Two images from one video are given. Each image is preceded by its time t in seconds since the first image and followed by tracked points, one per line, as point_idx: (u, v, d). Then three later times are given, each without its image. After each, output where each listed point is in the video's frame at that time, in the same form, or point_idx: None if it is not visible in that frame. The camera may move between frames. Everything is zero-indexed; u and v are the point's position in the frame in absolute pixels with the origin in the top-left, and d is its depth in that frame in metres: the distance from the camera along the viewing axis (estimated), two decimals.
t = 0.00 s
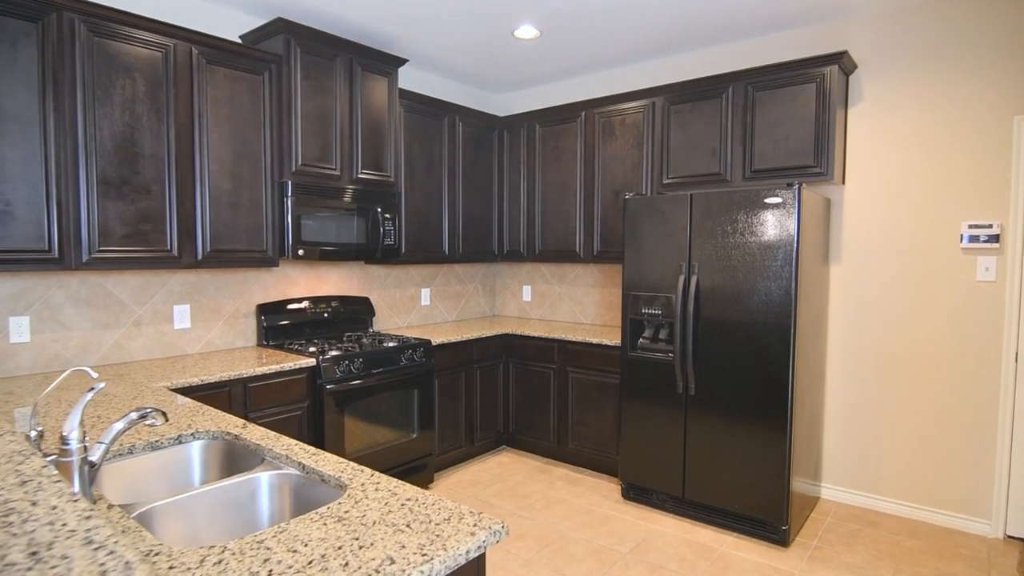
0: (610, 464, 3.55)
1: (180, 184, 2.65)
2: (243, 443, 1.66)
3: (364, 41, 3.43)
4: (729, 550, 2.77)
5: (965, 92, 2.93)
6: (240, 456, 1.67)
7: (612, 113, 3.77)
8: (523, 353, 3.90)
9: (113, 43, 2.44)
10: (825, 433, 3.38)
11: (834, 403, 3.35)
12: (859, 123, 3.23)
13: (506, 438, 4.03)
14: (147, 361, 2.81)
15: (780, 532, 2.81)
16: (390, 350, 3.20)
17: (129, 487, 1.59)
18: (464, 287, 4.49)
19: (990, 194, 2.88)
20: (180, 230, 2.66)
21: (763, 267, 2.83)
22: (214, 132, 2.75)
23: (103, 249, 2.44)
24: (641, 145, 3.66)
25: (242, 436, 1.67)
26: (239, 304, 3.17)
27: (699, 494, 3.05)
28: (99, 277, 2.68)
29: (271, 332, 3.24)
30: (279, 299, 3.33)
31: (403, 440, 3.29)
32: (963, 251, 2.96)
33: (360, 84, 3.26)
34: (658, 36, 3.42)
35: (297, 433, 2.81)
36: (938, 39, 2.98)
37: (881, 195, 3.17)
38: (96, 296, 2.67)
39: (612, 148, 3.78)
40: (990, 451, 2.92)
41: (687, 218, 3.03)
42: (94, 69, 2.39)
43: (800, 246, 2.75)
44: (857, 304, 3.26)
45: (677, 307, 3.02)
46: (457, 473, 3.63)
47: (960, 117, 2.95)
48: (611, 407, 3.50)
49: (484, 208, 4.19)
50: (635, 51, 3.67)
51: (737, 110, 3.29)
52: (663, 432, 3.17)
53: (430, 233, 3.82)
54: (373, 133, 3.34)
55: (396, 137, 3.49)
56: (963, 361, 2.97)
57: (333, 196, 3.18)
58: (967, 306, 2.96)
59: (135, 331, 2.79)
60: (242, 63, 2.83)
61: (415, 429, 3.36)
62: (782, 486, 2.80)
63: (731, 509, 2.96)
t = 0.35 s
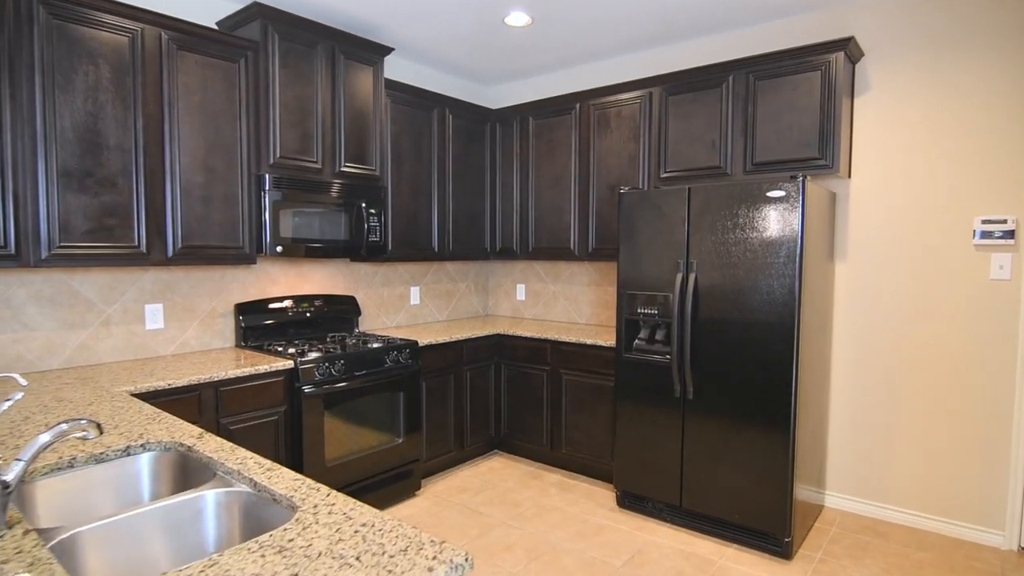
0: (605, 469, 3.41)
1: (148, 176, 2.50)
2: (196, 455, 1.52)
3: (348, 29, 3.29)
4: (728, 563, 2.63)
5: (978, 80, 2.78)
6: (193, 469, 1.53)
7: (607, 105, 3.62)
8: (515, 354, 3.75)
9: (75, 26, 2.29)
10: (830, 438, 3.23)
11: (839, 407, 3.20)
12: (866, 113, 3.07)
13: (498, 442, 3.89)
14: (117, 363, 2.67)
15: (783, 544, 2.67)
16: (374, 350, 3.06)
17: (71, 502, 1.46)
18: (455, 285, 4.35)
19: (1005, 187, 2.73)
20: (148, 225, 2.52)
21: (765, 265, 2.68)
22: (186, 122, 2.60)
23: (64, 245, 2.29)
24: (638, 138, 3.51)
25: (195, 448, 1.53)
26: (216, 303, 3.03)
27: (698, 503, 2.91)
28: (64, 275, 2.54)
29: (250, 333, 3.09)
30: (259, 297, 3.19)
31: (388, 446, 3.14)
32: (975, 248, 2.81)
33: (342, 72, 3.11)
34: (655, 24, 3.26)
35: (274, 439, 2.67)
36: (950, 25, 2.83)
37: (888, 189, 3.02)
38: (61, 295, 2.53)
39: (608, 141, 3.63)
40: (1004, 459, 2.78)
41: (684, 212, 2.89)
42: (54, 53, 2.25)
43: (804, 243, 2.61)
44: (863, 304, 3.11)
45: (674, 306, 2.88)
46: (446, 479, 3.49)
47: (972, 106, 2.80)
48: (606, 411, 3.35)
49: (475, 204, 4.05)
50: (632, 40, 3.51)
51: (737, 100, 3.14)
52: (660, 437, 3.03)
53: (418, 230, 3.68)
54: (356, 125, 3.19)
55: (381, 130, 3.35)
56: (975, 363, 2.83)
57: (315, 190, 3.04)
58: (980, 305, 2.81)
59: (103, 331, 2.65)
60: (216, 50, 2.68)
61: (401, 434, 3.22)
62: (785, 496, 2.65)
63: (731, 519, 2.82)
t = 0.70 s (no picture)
0: (602, 481, 3.23)
1: (110, 170, 2.34)
2: (129, 481, 1.35)
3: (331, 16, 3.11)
4: None
5: (1005, 65, 2.57)
6: (126, 495, 1.36)
7: (606, 96, 3.44)
8: (509, 358, 3.58)
9: (27, 7, 2.12)
10: (841, 450, 3.03)
11: (851, 416, 3.00)
12: (882, 102, 2.87)
13: (492, 450, 3.71)
14: (80, 369, 2.50)
15: (792, 567, 2.48)
16: (356, 355, 2.88)
17: None
18: (448, 286, 4.18)
19: None
20: (110, 223, 2.35)
21: (772, 265, 2.49)
22: (152, 112, 2.43)
23: (15, 243, 2.13)
24: (638, 131, 3.32)
25: (128, 472, 1.36)
26: (190, 305, 2.86)
27: (700, 520, 2.72)
28: (21, 275, 2.37)
29: (226, 336, 2.92)
30: (237, 299, 3.02)
31: (372, 457, 2.96)
32: (999, 247, 2.61)
33: (323, 61, 2.94)
34: (656, 9, 3.07)
35: (246, 451, 2.50)
36: (974, 6, 2.62)
37: (905, 184, 2.82)
38: (18, 297, 2.37)
39: (606, 134, 3.45)
40: None
41: (686, 209, 2.70)
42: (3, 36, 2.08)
43: (815, 241, 2.42)
44: (877, 306, 2.91)
45: (675, 309, 2.69)
46: (435, 490, 3.32)
47: (997, 94, 2.59)
48: (603, 419, 3.17)
49: (468, 202, 3.87)
50: (632, 28, 3.32)
51: (743, 89, 2.95)
52: (660, 449, 2.84)
53: (407, 228, 3.50)
54: (339, 117, 3.02)
55: (366, 122, 3.17)
56: (998, 371, 2.63)
57: (293, 185, 2.86)
58: (1004, 308, 2.61)
59: (65, 335, 2.49)
60: (184, 35, 2.51)
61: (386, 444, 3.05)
62: (794, 515, 2.46)
63: (736, 538, 2.63)
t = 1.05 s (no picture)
0: (603, 495, 3.04)
1: (72, 165, 2.19)
2: (47, 513, 1.19)
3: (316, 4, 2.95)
4: None
5: None
6: (45, 527, 1.20)
7: (608, 87, 3.25)
8: (506, 364, 3.40)
9: None
10: (860, 465, 2.81)
11: (871, 429, 2.78)
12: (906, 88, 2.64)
13: (488, 460, 3.54)
14: (45, 377, 2.36)
15: None
16: (339, 361, 2.72)
17: None
18: (444, 287, 4.01)
19: None
20: (73, 221, 2.21)
21: (784, 266, 2.29)
22: (119, 104, 2.29)
23: None
24: (641, 123, 3.13)
25: (47, 502, 1.20)
26: (166, 308, 2.71)
27: (706, 541, 2.52)
28: None
29: (204, 341, 2.78)
30: (217, 301, 2.88)
31: (358, 469, 2.79)
32: None
33: (306, 50, 2.78)
34: None
35: (218, 465, 2.35)
36: None
37: (931, 178, 2.60)
38: None
39: (608, 127, 3.26)
40: None
41: (692, 205, 2.50)
42: None
43: (832, 239, 2.21)
44: (899, 310, 2.69)
45: (679, 313, 2.50)
46: (427, 503, 3.15)
47: None
48: (604, 430, 2.98)
49: (464, 199, 3.70)
50: (636, 14, 3.13)
51: (754, 77, 2.74)
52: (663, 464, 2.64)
53: (399, 227, 3.33)
54: (323, 109, 2.86)
55: (353, 115, 3.01)
56: None
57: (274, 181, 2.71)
58: None
59: (29, 341, 2.34)
60: (154, 21, 2.36)
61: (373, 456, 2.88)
62: (809, 539, 2.26)
63: (745, 562, 2.43)
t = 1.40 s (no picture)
0: (608, 511, 2.85)
1: (41, 159, 2.09)
2: None
3: None
4: None
5: None
6: None
7: (616, 74, 3.05)
8: (508, 369, 3.23)
9: None
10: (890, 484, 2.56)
11: (902, 445, 2.53)
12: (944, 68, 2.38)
13: (490, 469, 3.38)
14: (18, 380, 2.26)
15: None
16: (326, 366, 2.57)
17: None
18: (448, 287, 3.86)
19: None
20: (42, 218, 2.11)
21: (804, 264, 2.07)
22: (91, 95, 2.18)
23: None
24: (651, 113, 2.92)
25: None
26: (149, 309, 2.61)
27: (716, 566, 2.31)
28: None
29: (189, 343, 2.67)
30: (204, 302, 2.77)
31: (347, 480, 2.67)
32: None
33: (294, 39, 2.65)
34: None
35: (193, 476, 2.22)
36: None
37: (972, 168, 2.33)
38: None
39: (616, 118, 3.06)
40: None
41: (702, 199, 2.29)
42: None
43: (858, 235, 1.98)
44: (936, 314, 2.43)
45: (687, 317, 2.29)
46: (423, 515, 2.99)
47: None
48: (609, 442, 2.78)
49: (466, 196, 3.54)
50: None
51: (773, 59, 2.52)
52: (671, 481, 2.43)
53: (395, 225, 3.19)
54: (312, 101, 2.73)
55: (345, 108, 2.88)
56: None
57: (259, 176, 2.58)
58: None
59: (2, 343, 2.25)
60: (129, 8, 2.25)
61: (363, 466, 2.73)
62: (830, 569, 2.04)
63: None
